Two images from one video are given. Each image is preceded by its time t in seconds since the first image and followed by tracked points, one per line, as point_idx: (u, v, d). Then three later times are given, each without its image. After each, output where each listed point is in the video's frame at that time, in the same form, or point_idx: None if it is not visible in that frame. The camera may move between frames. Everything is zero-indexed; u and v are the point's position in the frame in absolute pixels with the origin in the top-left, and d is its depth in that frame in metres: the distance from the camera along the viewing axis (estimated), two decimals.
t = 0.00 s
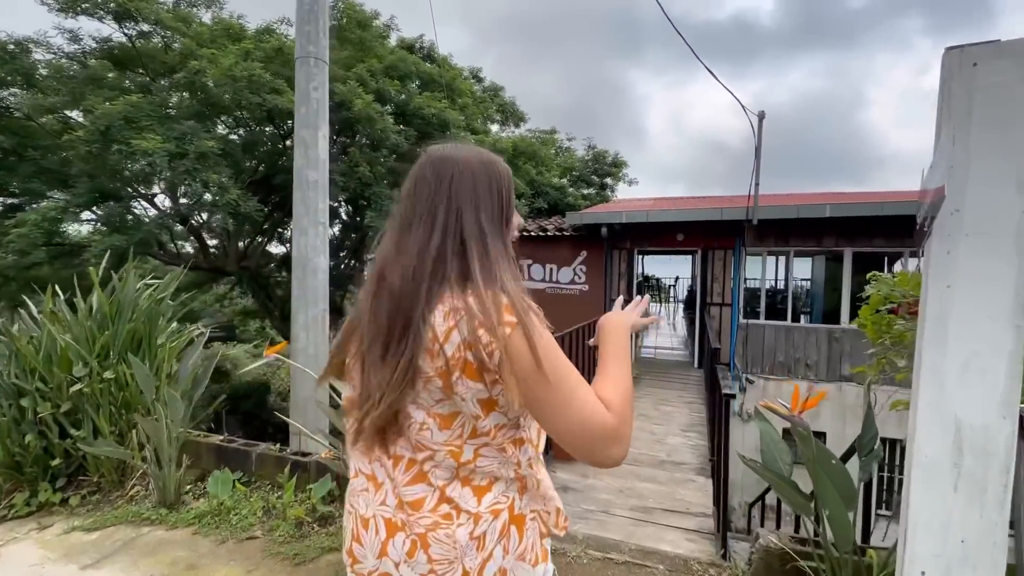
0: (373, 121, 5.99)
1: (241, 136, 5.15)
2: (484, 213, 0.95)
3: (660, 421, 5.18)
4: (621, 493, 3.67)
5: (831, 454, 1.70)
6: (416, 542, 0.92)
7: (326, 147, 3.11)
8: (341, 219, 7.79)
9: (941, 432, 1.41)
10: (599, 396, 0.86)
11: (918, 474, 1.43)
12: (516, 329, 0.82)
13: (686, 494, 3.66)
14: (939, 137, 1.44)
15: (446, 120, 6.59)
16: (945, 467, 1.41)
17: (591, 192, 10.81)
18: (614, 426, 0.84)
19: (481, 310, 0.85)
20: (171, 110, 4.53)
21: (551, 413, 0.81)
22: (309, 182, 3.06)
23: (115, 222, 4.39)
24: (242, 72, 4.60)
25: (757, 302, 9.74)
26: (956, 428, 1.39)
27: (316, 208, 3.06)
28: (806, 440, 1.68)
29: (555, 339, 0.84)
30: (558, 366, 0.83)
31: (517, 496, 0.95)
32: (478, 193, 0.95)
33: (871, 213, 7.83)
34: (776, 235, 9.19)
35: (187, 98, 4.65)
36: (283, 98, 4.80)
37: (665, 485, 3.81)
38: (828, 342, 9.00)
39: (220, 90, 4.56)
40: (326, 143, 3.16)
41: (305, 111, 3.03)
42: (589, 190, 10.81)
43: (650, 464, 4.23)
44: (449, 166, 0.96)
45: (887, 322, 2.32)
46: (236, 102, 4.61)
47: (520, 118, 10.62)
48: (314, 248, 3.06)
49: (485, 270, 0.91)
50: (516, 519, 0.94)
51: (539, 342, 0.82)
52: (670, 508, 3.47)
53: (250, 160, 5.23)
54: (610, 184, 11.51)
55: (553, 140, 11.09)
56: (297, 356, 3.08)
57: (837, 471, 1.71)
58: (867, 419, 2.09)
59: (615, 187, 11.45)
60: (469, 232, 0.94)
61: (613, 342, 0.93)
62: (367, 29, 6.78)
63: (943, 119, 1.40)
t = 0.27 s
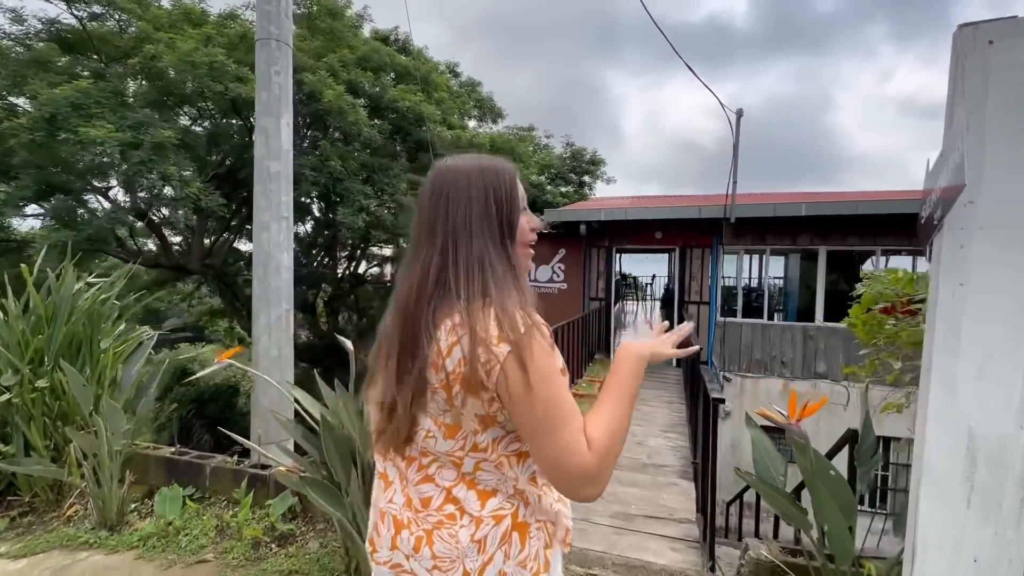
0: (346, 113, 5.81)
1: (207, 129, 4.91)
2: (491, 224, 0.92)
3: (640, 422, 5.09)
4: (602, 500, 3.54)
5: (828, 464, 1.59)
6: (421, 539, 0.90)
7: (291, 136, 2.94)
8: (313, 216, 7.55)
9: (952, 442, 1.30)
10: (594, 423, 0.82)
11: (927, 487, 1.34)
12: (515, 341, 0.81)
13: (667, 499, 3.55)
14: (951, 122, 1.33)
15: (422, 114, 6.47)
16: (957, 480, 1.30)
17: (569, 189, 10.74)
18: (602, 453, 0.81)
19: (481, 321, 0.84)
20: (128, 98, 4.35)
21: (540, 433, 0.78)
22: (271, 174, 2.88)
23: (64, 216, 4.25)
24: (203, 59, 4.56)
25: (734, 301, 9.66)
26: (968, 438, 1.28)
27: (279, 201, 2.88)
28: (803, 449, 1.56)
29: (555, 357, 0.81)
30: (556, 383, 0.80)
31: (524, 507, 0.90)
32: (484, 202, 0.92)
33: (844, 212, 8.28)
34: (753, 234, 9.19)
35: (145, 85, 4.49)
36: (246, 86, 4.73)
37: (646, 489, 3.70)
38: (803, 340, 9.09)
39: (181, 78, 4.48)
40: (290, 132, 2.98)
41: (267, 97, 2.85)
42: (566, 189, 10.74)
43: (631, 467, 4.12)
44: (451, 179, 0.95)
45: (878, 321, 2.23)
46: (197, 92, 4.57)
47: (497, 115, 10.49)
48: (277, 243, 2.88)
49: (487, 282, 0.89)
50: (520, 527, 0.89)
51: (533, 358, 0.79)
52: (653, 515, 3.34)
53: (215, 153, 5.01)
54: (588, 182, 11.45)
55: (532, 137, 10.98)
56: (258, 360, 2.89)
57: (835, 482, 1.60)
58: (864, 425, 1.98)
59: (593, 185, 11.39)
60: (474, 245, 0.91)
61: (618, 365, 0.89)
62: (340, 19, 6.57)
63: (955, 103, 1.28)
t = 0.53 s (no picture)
0: (319, 106, 5.63)
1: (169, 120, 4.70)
2: (475, 203, 1.01)
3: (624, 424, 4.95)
4: (587, 508, 3.38)
5: (838, 477, 1.50)
6: (398, 497, 1.04)
7: (253, 123, 2.75)
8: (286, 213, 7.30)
9: (983, 457, 1.18)
10: (539, 414, 0.80)
11: (956, 506, 1.21)
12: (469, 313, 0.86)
13: (653, 506, 3.42)
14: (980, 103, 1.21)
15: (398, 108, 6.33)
16: (989, 499, 1.18)
17: (549, 187, 10.61)
18: (544, 448, 0.78)
19: (448, 296, 0.92)
20: (82, 86, 4.11)
21: (481, 417, 0.82)
22: (233, 164, 2.67)
23: (8, 210, 4.01)
24: (162, 43, 4.34)
25: (713, 300, 9.65)
26: (1002, 451, 1.16)
27: (241, 193, 2.68)
28: (815, 462, 1.46)
29: (503, 341, 0.83)
30: (499, 365, 0.82)
31: (473, 497, 0.98)
32: (470, 182, 1.01)
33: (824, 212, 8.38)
34: (734, 233, 9.16)
35: (102, 72, 4.25)
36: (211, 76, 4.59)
37: (631, 496, 3.56)
38: (782, 338, 9.05)
39: (143, 67, 4.29)
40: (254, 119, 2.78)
41: (229, 81, 2.65)
42: (546, 187, 10.61)
43: (615, 473, 3.98)
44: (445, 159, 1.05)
45: (880, 321, 2.14)
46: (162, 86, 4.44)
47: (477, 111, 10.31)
48: (240, 239, 2.68)
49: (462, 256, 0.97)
50: (462, 521, 0.97)
51: (482, 342, 0.84)
52: (638, 522, 3.19)
53: (179, 146, 4.79)
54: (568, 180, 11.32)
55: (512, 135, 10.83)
56: (218, 365, 2.69)
57: (846, 496, 1.51)
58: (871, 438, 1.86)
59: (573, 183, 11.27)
60: (462, 226, 1.00)
61: (590, 358, 0.84)
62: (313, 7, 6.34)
63: (986, 82, 1.16)
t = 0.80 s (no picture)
0: (295, 98, 5.54)
1: (132, 109, 4.40)
2: (457, 232, 1.36)
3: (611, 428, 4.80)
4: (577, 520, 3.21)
5: (863, 501, 1.42)
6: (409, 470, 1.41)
7: (218, 110, 2.54)
8: (259, 210, 7.03)
9: None
10: (442, 438, 1.06)
11: (1009, 534, 1.08)
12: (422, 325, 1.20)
13: (646, 517, 3.27)
14: None
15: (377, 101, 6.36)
16: None
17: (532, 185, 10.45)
18: (434, 478, 1.03)
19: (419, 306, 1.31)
20: (35, 72, 3.87)
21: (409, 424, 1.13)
22: (194, 154, 2.47)
23: None
24: (120, 27, 4.12)
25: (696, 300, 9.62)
26: None
27: (203, 186, 2.47)
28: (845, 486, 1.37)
29: (429, 365, 1.13)
30: (424, 382, 1.12)
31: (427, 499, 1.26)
32: (456, 204, 1.36)
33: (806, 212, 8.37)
34: (717, 232, 9.09)
35: (57, 56, 4.00)
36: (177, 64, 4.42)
37: (621, 506, 3.41)
38: (764, 338, 9.01)
39: (103, 54, 4.07)
40: (218, 105, 2.57)
41: (189, 64, 2.45)
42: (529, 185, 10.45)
43: (604, 481, 3.82)
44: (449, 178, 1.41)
45: (887, 323, 2.12)
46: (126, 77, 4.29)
47: (459, 107, 10.11)
48: (202, 236, 2.47)
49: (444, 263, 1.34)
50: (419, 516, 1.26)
51: (416, 360, 1.15)
52: (630, 535, 3.03)
53: (143, 138, 4.56)
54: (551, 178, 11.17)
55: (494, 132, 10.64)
56: (178, 373, 2.47)
57: (869, 517, 1.43)
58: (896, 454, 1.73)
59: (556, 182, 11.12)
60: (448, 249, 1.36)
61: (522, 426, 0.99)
62: None
63: None
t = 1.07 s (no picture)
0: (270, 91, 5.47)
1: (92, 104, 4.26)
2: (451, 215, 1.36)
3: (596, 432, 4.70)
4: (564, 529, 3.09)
5: (885, 519, 1.38)
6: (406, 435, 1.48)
7: (180, 96, 2.36)
8: (232, 208, 6.79)
9: None
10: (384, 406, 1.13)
11: None
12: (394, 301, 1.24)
13: (635, 525, 3.16)
14: None
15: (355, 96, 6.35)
16: None
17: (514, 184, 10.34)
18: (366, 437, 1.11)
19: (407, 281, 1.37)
20: None
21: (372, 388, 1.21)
22: (153, 144, 2.28)
23: None
24: (77, 9, 3.87)
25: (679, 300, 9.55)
26: None
27: (164, 178, 2.29)
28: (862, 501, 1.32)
29: (390, 336, 1.19)
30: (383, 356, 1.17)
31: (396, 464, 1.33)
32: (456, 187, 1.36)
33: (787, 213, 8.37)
34: (699, 232, 9.06)
35: (9, 42, 3.76)
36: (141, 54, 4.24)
37: (610, 514, 3.30)
38: (745, 338, 9.03)
39: (59, 39, 3.84)
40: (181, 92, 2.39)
41: (148, 46, 2.27)
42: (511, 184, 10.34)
43: (590, 487, 3.71)
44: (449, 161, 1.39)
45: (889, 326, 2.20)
46: (86, 66, 4.10)
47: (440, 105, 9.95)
48: (162, 232, 2.29)
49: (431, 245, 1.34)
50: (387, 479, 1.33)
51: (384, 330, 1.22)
52: (620, 545, 2.92)
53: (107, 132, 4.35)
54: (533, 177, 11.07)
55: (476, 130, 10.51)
56: (136, 380, 2.27)
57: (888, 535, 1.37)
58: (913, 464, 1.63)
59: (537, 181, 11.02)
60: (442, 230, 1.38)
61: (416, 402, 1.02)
62: None
63: None
